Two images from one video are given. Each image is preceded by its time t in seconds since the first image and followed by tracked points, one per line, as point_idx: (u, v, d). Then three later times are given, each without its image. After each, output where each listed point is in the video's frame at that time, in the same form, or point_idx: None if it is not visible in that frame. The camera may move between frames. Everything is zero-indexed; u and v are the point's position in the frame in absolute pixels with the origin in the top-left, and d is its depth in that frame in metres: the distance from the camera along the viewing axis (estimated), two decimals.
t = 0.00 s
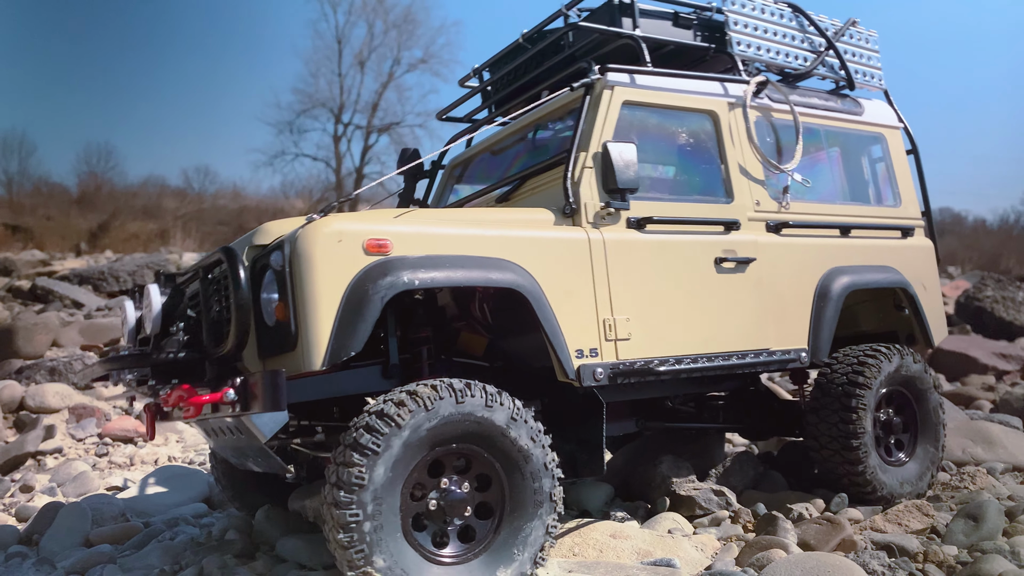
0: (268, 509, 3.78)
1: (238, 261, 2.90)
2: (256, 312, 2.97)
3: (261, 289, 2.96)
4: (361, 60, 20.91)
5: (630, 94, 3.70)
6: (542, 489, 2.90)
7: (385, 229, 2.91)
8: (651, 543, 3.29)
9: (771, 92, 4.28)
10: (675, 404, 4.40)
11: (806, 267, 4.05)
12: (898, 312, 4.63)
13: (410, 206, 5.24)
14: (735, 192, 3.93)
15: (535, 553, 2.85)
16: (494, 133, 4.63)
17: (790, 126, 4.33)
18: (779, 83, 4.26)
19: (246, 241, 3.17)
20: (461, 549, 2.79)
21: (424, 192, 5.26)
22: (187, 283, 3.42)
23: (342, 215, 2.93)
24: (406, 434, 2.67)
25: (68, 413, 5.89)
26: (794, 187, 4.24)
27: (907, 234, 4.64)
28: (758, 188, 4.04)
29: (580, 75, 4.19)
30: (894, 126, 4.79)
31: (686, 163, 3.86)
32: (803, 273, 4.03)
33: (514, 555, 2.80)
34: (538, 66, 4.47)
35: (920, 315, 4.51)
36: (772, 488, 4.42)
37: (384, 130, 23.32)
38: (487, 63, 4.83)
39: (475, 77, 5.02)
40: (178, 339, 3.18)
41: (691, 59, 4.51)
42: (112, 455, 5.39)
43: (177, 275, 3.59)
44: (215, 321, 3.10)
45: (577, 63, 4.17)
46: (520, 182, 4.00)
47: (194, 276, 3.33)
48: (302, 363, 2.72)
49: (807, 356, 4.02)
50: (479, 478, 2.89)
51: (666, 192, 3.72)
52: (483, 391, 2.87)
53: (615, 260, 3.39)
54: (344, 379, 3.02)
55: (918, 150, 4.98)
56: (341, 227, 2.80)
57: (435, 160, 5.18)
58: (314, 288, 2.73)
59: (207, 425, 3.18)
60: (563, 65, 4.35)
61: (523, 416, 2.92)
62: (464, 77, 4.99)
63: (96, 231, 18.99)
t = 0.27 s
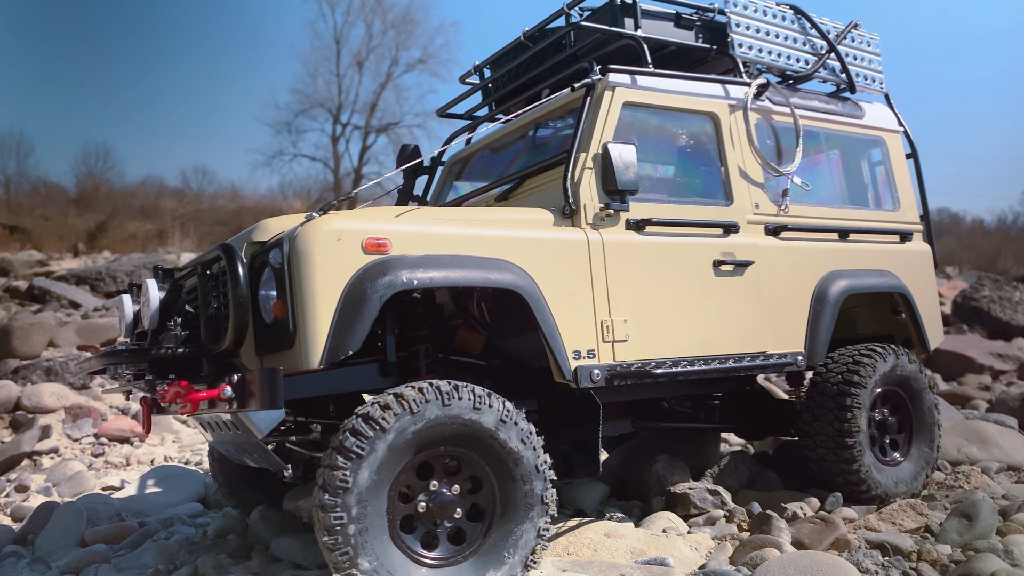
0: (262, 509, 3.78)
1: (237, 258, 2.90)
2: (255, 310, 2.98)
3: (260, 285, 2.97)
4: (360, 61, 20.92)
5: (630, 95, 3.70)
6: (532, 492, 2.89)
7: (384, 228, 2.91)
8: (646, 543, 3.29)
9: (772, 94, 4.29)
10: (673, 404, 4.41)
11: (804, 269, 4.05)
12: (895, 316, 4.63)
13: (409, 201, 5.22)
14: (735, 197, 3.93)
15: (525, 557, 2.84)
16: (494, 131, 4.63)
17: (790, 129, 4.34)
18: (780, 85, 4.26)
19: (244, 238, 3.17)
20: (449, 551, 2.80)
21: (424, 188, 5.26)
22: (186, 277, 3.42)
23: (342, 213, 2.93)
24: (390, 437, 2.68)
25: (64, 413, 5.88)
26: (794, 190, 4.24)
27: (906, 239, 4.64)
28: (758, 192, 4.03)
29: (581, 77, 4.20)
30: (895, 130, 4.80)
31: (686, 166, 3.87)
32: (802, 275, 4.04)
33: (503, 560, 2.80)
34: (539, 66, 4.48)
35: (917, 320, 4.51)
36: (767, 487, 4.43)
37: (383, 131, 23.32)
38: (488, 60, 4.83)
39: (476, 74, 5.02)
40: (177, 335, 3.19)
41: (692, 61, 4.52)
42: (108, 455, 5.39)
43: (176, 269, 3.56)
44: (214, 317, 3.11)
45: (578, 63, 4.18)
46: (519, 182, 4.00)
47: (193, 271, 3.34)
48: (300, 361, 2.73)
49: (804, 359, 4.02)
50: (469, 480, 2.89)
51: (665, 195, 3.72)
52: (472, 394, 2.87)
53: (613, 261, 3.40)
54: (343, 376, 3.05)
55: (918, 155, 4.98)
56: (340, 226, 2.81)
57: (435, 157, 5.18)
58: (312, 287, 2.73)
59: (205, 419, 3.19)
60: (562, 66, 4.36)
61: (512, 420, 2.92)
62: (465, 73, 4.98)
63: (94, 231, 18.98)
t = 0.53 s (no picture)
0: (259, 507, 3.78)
1: (234, 257, 2.92)
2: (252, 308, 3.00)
3: (256, 285, 2.97)
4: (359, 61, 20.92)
5: (626, 95, 3.72)
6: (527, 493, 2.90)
7: (380, 227, 2.92)
8: (642, 541, 3.30)
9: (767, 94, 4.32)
10: (670, 403, 4.41)
11: (800, 269, 4.06)
12: (893, 315, 4.64)
13: (407, 201, 5.23)
14: (731, 196, 3.94)
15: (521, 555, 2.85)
16: (491, 131, 4.64)
17: (785, 129, 4.36)
18: (776, 85, 4.31)
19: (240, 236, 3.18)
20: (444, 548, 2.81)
21: (421, 189, 5.26)
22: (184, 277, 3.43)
23: (338, 212, 2.94)
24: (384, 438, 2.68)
25: (62, 413, 5.88)
26: (789, 189, 4.25)
27: (901, 238, 4.66)
28: (754, 191, 4.05)
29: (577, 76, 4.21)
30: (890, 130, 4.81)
31: (682, 166, 3.88)
32: (798, 274, 4.05)
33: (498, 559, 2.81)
34: (535, 66, 4.49)
35: (913, 320, 4.52)
36: (764, 486, 4.44)
37: (381, 130, 23.33)
38: (484, 60, 4.84)
39: (473, 75, 5.03)
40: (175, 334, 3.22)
41: (688, 61, 4.54)
42: (106, 455, 5.39)
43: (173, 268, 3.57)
44: (210, 316, 3.11)
45: (574, 62, 4.18)
46: (515, 182, 4.00)
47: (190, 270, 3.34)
48: (296, 360, 2.74)
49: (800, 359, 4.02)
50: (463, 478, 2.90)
51: (662, 194, 3.74)
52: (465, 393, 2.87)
53: (610, 260, 3.41)
54: (340, 376, 3.04)
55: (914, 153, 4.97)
56: (335, 225, 2.81)
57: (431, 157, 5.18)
58: (308, 286, 2.74)
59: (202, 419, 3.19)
60: (558, 67, 4.37)
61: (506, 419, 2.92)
62: (461, 74, 4.99)
63: (92, 231, 18.97)
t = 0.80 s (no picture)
0: (258, 507, 3.79)
1: (233, 259, 2.96)
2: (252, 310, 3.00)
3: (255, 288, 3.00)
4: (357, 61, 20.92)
5: (624, 97, 3.73)
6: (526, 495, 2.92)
7: (379, 229, 2.93)
8: (639, 541, 3.32)
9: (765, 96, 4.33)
10: (668, 404, 4.42)
11: (798, 270, 4.08)
12: (890, 316, 4.64)
13: (406, 203, 5.27)
14: (729, 197, 3.96)
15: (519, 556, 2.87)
16: (489, 132, 4.65)
17: (782, 130, 4.35)
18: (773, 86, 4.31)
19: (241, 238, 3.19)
20: (441, 550, 2.82)
21: (420, 190, 5.28)
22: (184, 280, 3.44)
23: (337, 215, 2.95)
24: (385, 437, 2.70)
25: (61, 414, 5.89)
26: (786, 191, 4.26)
27: (897, 240, 4.67)
28: (751, 192, 4.06)
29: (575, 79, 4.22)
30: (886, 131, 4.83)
31: (681, 168, 3.90)
32: (796, 275, 4.07)
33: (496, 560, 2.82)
34: (534, 67, 4.50)
35: (909, 320, 4.53)
36: (762, 486, 4.46)
37: (380, 130, 23.33)
38: (483, 62, 4.85)
39: (472, 77, 5.04)
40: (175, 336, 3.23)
41: (686, 63, 4.54)
42: (105, 456, 5.40)
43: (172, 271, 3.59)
44: (211, 318, 3.12)
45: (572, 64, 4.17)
46: (514, 183, 4.02)
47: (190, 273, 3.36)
48: (296, 361, 2.75)
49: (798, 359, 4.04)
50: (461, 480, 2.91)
51: (660, 196, 3.75)
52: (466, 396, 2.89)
53: (608, 261, 3.42)
54: (340, 377, 3.07)
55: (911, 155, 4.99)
56: (335, 227, 2.82)
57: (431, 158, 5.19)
58: (308, 288, 2.75)
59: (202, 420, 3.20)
60: (557, 69, 4.37)
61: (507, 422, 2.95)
62: (460, 76, 5.00)
63: (91, 232, 18.98)
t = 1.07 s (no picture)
0: (259, 506, 3.80)
1: (225, 256, 2.97)
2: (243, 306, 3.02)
3: (248, 284, 3.00)
4: (355, 61, 20.92)
5: (616, 96, 3.75)
6: (516, 498, 2.87)
7: (371, 226, 2.94)
8: (637, 539, 3.33)
9: (760, 95, 4.32)
10: (664, 403, 4.42)
11: (794, 270, 4.10)
12: (887, 315, 4.65)
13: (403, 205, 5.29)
14: (723, 196, 3.97)
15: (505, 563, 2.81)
16: (486, 133, 4.67)
17: (777, 130, 4.37)
18: (767, 86, 4.31)
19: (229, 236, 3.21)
20: (426, 549, 2.81)
21: (417, 192, 5.30)
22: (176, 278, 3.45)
23: (330, 212, 2.96)
24: (369, 435, 2.70)
25: (61, 413, 5.90)
26: (781, 190, 4.28)
27: (894, 239, 4.69)
28: (746, 191, 4.08)
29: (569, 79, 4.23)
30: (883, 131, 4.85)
31: (676, 168, 3.93)
32: (791, 274, 4.09)
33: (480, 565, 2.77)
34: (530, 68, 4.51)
35: (906, 318, 4.54)
36: (760, 485, 4.48)
37: (378, 131, 23.34)
38: (479, 64, 4.87)
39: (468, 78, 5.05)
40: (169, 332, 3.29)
41: (681, 63, 4.57)
42: (104, 455, 5.41)
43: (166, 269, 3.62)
44: (205, 315, 3.14)
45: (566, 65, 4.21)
46: (509, 182, 4.05)
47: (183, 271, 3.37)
48: (286, 357, 2.77)
49: (792, 357, 4.08)
50: (450, 480, 2.90)
51: (654, 194, 3.78)
52: (457, 395, 2.88)
53: (601, 259, 3.45)
54: (332, 375, 3.08)
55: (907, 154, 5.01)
56: (326, 224, 2.83)
57: (429, 160, 5.21)
58: (299, 284, 2.77)
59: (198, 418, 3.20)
60: (552, 69, 4.39)
61: (497, 423, 2.92)
62: (458, 78, 5.01)
63: (88, 232, 18.99)
